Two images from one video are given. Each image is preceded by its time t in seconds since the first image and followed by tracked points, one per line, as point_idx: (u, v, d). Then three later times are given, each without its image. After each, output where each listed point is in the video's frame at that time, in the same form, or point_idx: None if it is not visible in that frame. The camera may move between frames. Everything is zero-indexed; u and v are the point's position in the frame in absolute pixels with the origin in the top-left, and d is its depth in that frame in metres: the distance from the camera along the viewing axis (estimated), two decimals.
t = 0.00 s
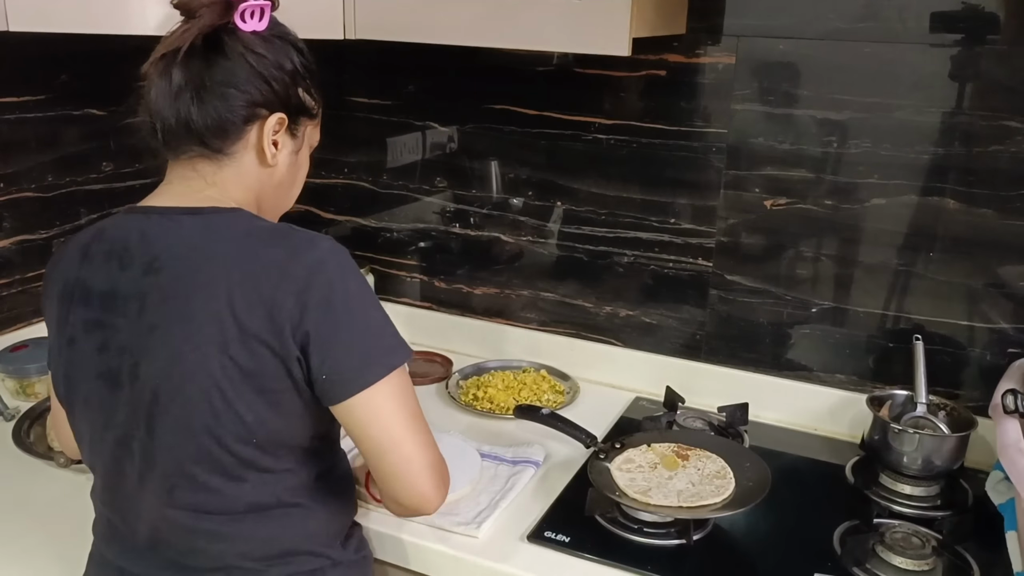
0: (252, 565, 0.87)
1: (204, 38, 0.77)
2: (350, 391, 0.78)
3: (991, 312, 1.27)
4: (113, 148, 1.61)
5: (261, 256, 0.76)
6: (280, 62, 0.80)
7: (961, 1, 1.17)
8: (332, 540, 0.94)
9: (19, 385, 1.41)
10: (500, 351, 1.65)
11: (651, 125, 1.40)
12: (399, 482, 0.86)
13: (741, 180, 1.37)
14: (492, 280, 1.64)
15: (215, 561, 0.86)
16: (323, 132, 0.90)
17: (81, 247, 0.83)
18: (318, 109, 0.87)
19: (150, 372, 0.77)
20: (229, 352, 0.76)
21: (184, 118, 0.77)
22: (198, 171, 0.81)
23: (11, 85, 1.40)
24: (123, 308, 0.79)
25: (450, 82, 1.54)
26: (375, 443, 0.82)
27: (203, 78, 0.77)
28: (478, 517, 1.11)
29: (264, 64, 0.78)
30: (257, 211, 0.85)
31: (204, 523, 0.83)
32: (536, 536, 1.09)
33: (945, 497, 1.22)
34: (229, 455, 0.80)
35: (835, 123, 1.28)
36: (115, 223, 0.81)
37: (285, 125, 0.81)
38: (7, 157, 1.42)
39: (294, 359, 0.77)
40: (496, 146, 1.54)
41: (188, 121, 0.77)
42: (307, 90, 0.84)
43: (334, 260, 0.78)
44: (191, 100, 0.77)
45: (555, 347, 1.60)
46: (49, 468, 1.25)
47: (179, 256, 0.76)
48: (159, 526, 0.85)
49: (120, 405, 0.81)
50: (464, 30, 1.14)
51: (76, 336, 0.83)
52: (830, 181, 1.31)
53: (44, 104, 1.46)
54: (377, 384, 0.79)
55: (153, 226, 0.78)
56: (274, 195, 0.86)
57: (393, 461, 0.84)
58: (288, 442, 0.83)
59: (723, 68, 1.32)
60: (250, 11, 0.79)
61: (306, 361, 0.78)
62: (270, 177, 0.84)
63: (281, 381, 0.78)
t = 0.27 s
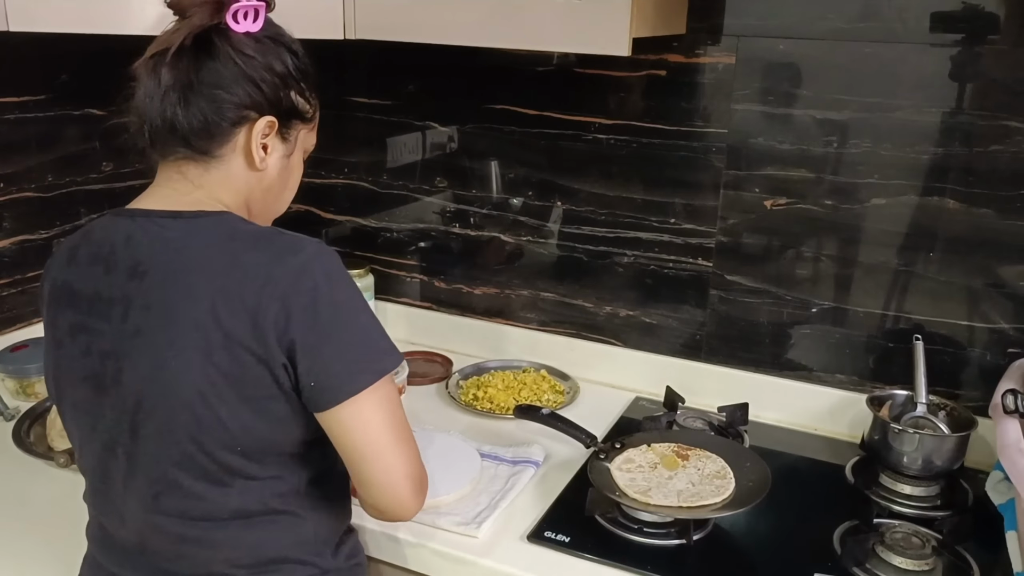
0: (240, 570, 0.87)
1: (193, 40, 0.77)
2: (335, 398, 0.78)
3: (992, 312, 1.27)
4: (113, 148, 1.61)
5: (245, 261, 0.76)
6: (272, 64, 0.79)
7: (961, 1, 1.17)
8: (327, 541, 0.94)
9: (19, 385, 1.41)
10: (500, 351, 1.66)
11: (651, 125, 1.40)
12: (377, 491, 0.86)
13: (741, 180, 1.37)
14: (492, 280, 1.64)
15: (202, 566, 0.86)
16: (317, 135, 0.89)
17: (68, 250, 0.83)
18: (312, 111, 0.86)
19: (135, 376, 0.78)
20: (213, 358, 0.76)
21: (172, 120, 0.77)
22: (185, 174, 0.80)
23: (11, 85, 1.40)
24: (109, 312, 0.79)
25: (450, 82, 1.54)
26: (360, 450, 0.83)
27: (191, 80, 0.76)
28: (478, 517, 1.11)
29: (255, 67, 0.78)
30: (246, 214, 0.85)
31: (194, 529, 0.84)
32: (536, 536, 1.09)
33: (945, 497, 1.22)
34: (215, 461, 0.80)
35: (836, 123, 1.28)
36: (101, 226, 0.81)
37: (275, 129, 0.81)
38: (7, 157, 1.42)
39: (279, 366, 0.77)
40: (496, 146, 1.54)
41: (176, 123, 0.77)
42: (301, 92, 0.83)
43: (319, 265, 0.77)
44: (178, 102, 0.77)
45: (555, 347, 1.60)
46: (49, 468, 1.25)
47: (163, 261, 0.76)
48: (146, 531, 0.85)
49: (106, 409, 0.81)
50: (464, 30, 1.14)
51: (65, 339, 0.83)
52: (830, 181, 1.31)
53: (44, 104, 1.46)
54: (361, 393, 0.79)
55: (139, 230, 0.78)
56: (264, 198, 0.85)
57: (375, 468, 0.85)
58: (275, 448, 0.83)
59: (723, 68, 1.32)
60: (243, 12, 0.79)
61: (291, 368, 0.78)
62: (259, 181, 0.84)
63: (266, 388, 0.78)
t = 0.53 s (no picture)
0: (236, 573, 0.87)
1: (187, 38, 0.77)
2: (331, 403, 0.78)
3: (992, 312, 1.27)
4: (113, 148, 1.61)
5: (240, 265, 0.76)
6: (266, 63, 0.79)
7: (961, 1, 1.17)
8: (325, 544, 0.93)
9: (19, 385, 1.41)
10: (499, 351, 1.66)
11: (651, 125, 1.40)
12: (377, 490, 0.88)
13: (741, 180, 1.37)
14: (492, 280, 1.64)
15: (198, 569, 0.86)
16: (314, 132, 0.89)
17: (65, 252, 0.84)
18: (308, 108, 0.86)
19: (131, 379, 0.78)
20: (208, 363, 0.76)
21: (166, 120, 0.77)
22: (180, 175, 0.80)
23: (11, 85, 1.40)
24: (106, 315, 0.79)
25: (450, 82, 1.54)
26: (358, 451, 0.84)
27: (185, 80, 0.77)
28: (478, 517, 1.11)
29: (249, 65, 0.78)
30: (242, 214, 0.85)
31: (190, 532, 0.84)
32: (536, 536, 1.09)
33: (945, 497, 1.22)
34: (211, 465, 0.80)
35: (836, 123, 1.28)
36: (98, 228, 0.82)
37: (271, 128, 0.81)
38: (7, 157, 1.42)
39: (275, 370, 0.77)
40: (496, 146, 1.54)
41: (170, 123, 0.77)
42: (296, 90, 0.83)
43: (315, 270, 0.77)
44: (172, 101, 0.77)
45: (555, 347, 1.60)
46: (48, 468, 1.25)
47: (159, 264, 0.76)
48: (145, 535, 0.86)
49: (104, 412, 0.81)
50: (464, 30, 1.14)
51: (62, 341, 0.84)
52: (830, 181, 1.31)
53: (44, 104, 1.46)
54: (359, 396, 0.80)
55: (135, 233, 0.78)
56: (261, 197, 0.86)
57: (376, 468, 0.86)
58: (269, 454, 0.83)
59: (724, 69, 1.32)
60: (237, 9, 0.78)
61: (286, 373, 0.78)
62: (255, 181, 0.84)
63: (262, 392, 0.78)
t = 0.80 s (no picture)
0: (244, 570, 0.88)
1: (171, 38, 0.76)
2: (337, 406, 0.78)
3: (991, 312, 1.27)
4: (113, 148, 1.61)
5: (243, 272, 0.76)
6: (253, 55, 0.78)
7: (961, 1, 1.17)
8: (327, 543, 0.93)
9: (19, 385, 1.41)
10: (499, 351, 1.66)
11: (651, 125, 1.40)
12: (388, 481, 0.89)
13: (741, 180, 1.37)
14: (492, 280, 1.64)
15: (207, 567, 0.87)
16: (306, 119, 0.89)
17: (66, 255, 0.83)
18: (299, 97, 0.85)
19: (135, 384, 0.78)
20: (213, 368, 0.76)
21: (158, 122, 0.77)
22: (176, 176, 0.80)
23: (11, 85, 1.40)
24: (109, 320, 0.79)
25: (450, 82, 1.54)
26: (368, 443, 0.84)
27: (174, 81, 0.76)
28: (478, 517, 1.11)
29: (236, 61, 0.77)
30: (241, 209, 0.85)
31: (197, 530, 0.84)
32: (536, 536, 1.09)
33: (945, 497, 1.22)
34: (217, 467, 0.81)
35: (836, 123, 1.28)
36: (98, 231, 0.81)
37: (263, 122, 0.81)
38: (7, 157, 1.42)
39: (279, 375, 0.78)
40: (495, 146, 1.54)
41: (162, 125, 0.77)
42: (286, 80, 0.82)
43: (318, 275, 0.77)
44: (162, 103, 0.76)
45: (555, 347, 1.60)
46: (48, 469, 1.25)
47: (162, 268, 0.76)
48: (150, 533, 0.86)
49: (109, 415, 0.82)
50: (464, 30, 1.14)
51: (65, 344, 0.84)
52: (830, 181, 1.31)
53: (44, 104, 1.46)
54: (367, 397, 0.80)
55: (135, 237, 0.78)
56: (257, 190, 0.86)
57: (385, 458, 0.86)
58: (274, 454, 0.83)
59: (723, 69, 1.32)
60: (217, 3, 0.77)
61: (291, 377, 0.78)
62: (251, 175, 0.84)
63: (267, 396, 0.79)
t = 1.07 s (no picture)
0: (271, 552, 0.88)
1: (161, 42, 0.75)
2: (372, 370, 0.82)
3: (992, 312, 1.27)
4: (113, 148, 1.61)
5: (269, 251, 0.77)
6: (237, 46, 0.79)
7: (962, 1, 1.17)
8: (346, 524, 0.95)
9: (19, 385, 1.41)
10: (499, 351, 1.66)
11: (651, 125, 1.40)
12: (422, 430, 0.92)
13: (741, 180, 1.37)
14: (492, 280, 1.64)
15: (236, 551, 0.87)
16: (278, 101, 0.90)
17: (72, 257, 0.82)
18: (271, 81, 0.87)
19: (160, 376, 0.77)
20: (244, 350, 0.77)
21: (165, 126, 0.76)
22: (181, 175, 0.81)
23: (11, 84, 1.40)
24: (126, 315, 0.78)
25: (450, 82, 1.54)
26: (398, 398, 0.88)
27: (174, 84, 0.75)
28: (478, 517, 1.11)
29: (226, 54, 0.77)
30: (243, 199, 0.87)
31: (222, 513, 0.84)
32: (536, 536, 1.09)
33: (945, 497, 1.22)
34: (248, 449, 0.81)
35: (836, 123, 1.28)
36: (106, 229, 0.81)
37: (257, 110, 0.82)
38: (7, 157, 1.42)
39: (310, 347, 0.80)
40: (495, 146, 1.54)
41: (170, 128, 0.77)
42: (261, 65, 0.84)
43: (338, 249, 0.80)
44: (167, 108, 0.76)
45: (555, 347, 1.60)
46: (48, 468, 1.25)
47: (183, 258, 0.76)
48: (171, 522, 0.86)
49: (129, 413, 0.81)
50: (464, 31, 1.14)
51: (75, 346, 0.82)
52: (830, 181, 1.31)
53: (44, 104, 1.46)
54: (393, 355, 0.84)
55: (151, 230, 0.78)
56: (255, 178, 0.87)
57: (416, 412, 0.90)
58: (302, 430, 0.84)
59: (724, 69, 1.32)
60: None
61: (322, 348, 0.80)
62: (251, 163, 0.85)
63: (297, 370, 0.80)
